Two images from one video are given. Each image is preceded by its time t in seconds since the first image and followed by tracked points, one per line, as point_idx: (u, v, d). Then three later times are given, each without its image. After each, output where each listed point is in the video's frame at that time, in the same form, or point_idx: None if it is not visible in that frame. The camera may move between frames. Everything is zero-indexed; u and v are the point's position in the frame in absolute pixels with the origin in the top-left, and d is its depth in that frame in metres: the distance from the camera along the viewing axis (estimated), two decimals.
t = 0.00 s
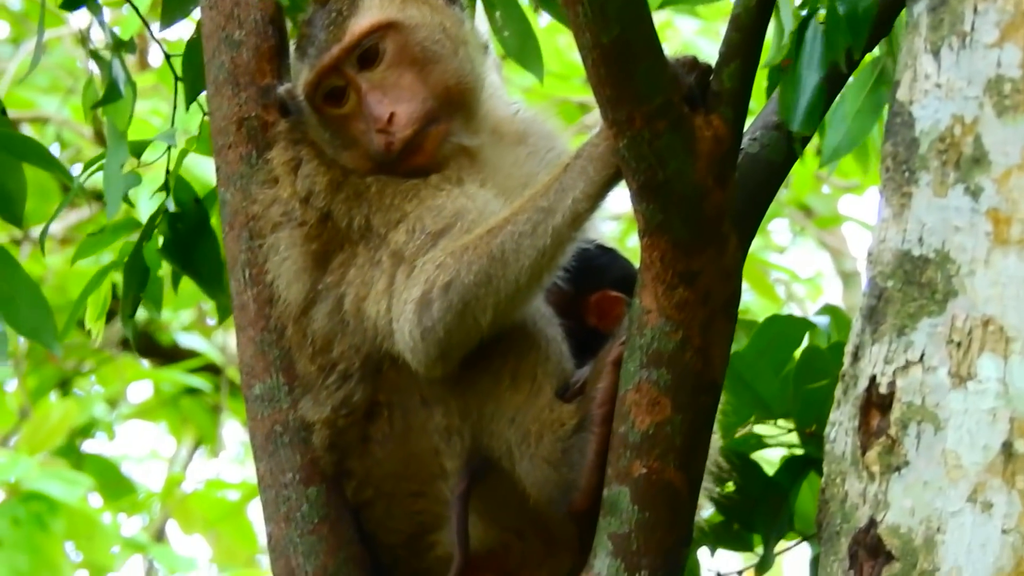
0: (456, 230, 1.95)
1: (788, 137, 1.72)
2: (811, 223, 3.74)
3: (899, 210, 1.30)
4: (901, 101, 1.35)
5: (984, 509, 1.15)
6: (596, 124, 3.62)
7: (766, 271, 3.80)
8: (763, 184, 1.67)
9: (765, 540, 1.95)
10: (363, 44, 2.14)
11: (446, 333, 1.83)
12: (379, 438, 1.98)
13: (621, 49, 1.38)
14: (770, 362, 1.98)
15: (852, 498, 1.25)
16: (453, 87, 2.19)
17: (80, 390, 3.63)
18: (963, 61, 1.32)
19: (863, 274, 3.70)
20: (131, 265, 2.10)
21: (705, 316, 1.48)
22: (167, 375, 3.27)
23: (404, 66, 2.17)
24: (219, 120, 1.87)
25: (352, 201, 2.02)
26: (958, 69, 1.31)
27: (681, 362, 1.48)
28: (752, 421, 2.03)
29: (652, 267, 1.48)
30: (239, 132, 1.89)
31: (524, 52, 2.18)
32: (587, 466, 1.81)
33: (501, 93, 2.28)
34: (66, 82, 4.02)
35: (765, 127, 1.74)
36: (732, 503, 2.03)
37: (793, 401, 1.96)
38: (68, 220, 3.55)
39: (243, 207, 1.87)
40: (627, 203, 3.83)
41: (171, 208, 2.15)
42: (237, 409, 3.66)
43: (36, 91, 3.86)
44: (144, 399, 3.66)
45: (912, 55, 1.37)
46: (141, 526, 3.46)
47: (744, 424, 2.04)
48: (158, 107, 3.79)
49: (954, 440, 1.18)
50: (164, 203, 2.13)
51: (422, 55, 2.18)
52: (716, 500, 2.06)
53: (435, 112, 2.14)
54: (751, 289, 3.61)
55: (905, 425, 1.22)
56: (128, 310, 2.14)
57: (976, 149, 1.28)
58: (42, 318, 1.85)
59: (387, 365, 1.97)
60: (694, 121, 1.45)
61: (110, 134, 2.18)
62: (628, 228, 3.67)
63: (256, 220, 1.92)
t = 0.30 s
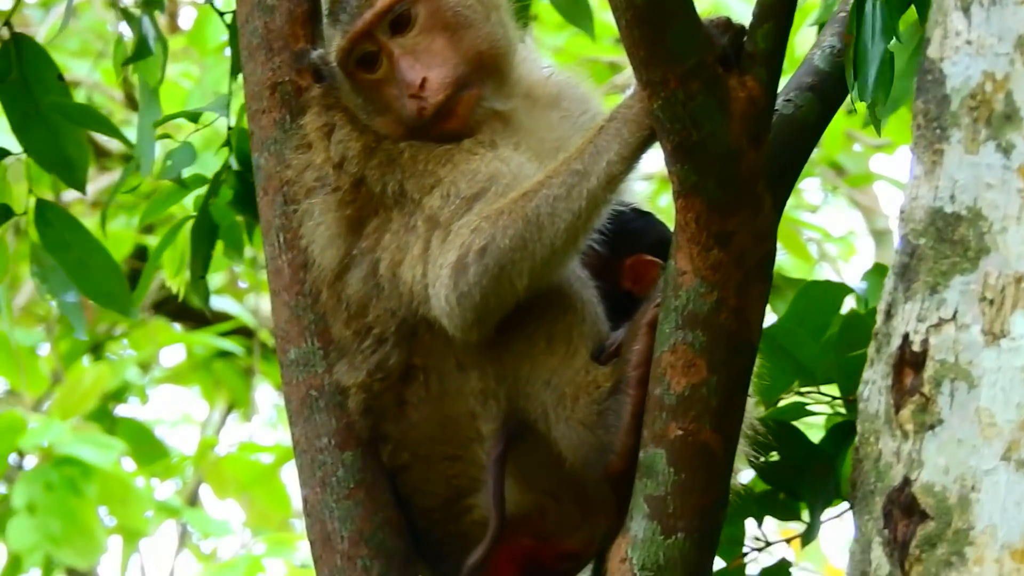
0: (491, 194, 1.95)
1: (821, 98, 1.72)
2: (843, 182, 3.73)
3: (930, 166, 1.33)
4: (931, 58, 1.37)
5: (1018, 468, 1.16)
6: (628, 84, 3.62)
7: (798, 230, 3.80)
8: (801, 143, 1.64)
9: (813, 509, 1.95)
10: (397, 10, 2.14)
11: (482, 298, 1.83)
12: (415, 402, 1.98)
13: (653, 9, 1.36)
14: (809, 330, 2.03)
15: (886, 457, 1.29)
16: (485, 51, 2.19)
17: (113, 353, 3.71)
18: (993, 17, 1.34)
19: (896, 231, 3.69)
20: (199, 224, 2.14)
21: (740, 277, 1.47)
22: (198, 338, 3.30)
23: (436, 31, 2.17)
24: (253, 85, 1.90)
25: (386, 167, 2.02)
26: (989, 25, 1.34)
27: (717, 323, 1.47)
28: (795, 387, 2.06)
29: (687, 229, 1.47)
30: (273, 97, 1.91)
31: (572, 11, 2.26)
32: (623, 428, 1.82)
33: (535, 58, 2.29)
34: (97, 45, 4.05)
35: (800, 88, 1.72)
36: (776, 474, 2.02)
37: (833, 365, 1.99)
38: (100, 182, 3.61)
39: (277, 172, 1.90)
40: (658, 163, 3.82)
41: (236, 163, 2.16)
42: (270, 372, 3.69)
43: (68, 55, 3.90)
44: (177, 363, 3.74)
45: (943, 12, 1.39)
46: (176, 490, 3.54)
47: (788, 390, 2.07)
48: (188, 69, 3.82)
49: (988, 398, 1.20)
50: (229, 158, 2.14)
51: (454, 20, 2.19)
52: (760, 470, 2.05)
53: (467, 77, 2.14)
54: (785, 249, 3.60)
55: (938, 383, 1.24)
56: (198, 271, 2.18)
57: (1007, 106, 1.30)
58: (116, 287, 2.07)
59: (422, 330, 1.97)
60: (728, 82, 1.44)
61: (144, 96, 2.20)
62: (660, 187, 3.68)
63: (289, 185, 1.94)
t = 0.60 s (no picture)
0: (527, 174, 1.95)
1: (858, 79, 1.69)
2: (881, 161, 3.69)
3: (970, 146, 1.54)
4: (970, 38, 1.59)
5: None
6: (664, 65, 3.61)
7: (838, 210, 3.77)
8: (835, 124, 1.62)
9: (857, 505, 1.93)
10: None
11: (518, 278, 1.83)
12: (450, 383, 1.99)
13: None
14: (851, 324, 2.00)
15: (924, 438, 1.48)
16: (520, 31, 2.19)
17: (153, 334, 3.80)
18: None
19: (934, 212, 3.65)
20: (230, 212, 2.15)
21: (774, 257, 1.46)
22: (238, 318, 3.32)
23: (470, 11, 2.17)
24: (289, 66, 1.94)
25: (421, 147, 2.02)
26: None
27: (752, 303, 1.47)
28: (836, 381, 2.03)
29: (722, 209, 1.47)
30: (309, 78, 1.95)
31: None
32: (658, 408, 1.81)
33: (570, 37, 2.29)
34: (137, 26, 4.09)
35: (834, 69, 1.70)
36: (815, 470, 2.01)
37: (876, 359, 1.98)
38: (137, 163, 3.67)
39: (313, 152, 1.92)
40: (696, 143, 3.81)
41: (268, 151, 2.16)
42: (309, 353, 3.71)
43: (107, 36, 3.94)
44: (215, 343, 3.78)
45: None
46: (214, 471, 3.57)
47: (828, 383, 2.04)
48: (226, 50, 3.85)
49: None
50: (262, 147, 2.15)
51: None
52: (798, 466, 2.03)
53: (503, 57, 2.15)
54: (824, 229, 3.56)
55: (978, 363, 1.45)
56: (230, 257, 2.19)
57: None
58: (151, 272, 2.04)
59: (458, 311, 1.98)
60: (764, 62, 1.42)
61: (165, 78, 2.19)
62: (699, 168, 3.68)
63: (325, 165, 1.96)
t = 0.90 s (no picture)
0: (546, 173, 1.95)
1: (875, 78, 1.67)
2: (908, 160, 3.67)
3: (995, 146, 1.57)
4: (997, 40, 1.63)
5: None
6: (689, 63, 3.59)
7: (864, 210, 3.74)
8: (854, 122, 1.61)
9: (860, 494, 1.95)
10: None
11: (537, 278, 1.83)
12: (469, 381, 2.00)
13: None
14: (858, 317, 2.08)
15: (950, 438, 1.51)
16: (538, 30, 2.19)
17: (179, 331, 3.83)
18: None
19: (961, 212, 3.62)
20: (242, 211, 2.17)
21: (793, 255, 1.45)
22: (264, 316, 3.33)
23: (488, 9, 2.18)
24: (309, 64, 1.91)
25: (440, 146, 2.04)
26: None
27: (770, 302, 1.46)
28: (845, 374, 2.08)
29: (740, 209, 1.46)
30: (328, 76, 1.93)
31: None
32: (676, 408, 1.81)
33: (592, 35, 2.29)
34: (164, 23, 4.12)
35: (853, 68, 1.68)
36: (823, 460, 2.03)
37: (884, 353, 2.01)
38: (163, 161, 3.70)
39: (332, 150, 1.91)
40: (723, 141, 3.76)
41: (281, 151, 2.17)
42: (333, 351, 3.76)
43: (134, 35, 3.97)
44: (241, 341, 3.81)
45: None
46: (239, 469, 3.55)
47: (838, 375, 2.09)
48: (253, 48, 3.88)
49: None
50: (274, 146, 2.16)
51: None
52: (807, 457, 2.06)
53: (523, 58, 2.15)
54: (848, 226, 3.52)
55: (1003, 363, 1.48)
56: (240, 255, 2.20)
57: None
58: (155, 270, 2.02)
59: (476, 309, 1.98)
60: (782, 61, 1.42)
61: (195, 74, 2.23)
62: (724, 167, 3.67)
63: (345, 164, 1.96)
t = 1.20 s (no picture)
0: (562, 192, 1.96)
1: (890, 94, 1.69)
2: (920, 178, 3.68)
3: (1008, 162, 1.60)
4: (1008, 56, 1.64)
5: None
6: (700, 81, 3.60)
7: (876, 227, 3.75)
8: (868, 138, 1.62)
9: (872, 508, 2.03)
10: (465, 9, 2.17)
11: (553, 295, 1.84)
12: (484, 398, 2.00)
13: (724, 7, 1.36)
14: (868, 325, 2.11)
15: (961, 454, 1.53)
16: (553, 48, 2.21)
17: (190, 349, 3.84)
18: None
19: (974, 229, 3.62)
20: (258, 225, 2.18)
21: (809, 271, 1.46)
22: (276, 334, 3.34)
23: (506, 28, 2.19)
24: (325, 81, 1.93)
25: (455, 164, 2.05)
26: None
27: (786, 318, 1.46)
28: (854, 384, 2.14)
29: (756, 226, 1.46)
30: (343, 93, 1.94)
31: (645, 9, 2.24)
32: (692, 425, 1.82)
33: (606, 52, 2.30)
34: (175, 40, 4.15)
35: (868, 85, 1.70)
36: (835, 471, 2.11)
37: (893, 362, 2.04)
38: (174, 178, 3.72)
39: (347, 168, 1.92)
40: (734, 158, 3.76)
41: (296, 165, 2.19)
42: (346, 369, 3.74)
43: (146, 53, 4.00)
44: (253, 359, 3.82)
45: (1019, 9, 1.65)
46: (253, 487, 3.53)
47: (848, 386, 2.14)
48: (265, 65, 3.90)
49: None
50: (289, 161, 2.18)
51: (524, 17, 2.20)
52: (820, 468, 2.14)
53: (539, 77, 2.18)
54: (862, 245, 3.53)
55: (1015, 380, 1.49)
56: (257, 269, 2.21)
57: None
58: (172, 284, 2.03)
59: (492, 326, 1.99)
60: (797, 78, 1.44)
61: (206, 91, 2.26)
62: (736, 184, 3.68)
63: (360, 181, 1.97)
